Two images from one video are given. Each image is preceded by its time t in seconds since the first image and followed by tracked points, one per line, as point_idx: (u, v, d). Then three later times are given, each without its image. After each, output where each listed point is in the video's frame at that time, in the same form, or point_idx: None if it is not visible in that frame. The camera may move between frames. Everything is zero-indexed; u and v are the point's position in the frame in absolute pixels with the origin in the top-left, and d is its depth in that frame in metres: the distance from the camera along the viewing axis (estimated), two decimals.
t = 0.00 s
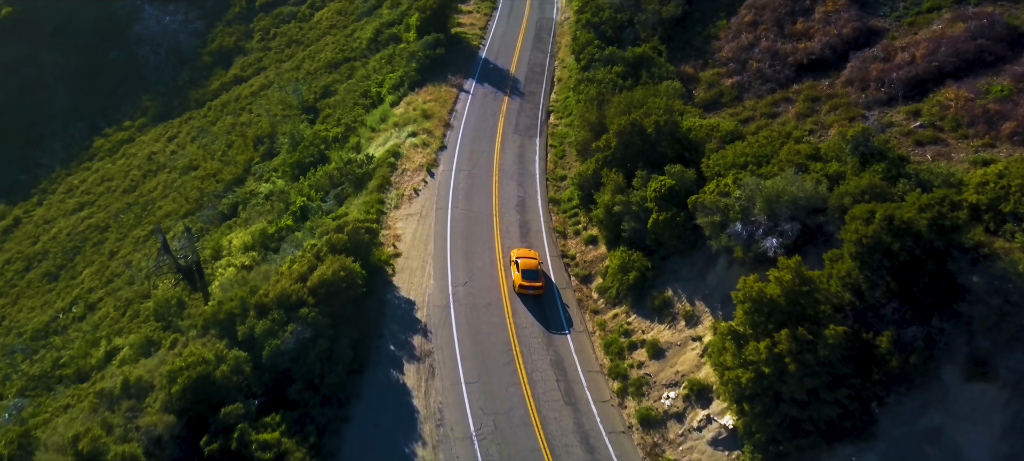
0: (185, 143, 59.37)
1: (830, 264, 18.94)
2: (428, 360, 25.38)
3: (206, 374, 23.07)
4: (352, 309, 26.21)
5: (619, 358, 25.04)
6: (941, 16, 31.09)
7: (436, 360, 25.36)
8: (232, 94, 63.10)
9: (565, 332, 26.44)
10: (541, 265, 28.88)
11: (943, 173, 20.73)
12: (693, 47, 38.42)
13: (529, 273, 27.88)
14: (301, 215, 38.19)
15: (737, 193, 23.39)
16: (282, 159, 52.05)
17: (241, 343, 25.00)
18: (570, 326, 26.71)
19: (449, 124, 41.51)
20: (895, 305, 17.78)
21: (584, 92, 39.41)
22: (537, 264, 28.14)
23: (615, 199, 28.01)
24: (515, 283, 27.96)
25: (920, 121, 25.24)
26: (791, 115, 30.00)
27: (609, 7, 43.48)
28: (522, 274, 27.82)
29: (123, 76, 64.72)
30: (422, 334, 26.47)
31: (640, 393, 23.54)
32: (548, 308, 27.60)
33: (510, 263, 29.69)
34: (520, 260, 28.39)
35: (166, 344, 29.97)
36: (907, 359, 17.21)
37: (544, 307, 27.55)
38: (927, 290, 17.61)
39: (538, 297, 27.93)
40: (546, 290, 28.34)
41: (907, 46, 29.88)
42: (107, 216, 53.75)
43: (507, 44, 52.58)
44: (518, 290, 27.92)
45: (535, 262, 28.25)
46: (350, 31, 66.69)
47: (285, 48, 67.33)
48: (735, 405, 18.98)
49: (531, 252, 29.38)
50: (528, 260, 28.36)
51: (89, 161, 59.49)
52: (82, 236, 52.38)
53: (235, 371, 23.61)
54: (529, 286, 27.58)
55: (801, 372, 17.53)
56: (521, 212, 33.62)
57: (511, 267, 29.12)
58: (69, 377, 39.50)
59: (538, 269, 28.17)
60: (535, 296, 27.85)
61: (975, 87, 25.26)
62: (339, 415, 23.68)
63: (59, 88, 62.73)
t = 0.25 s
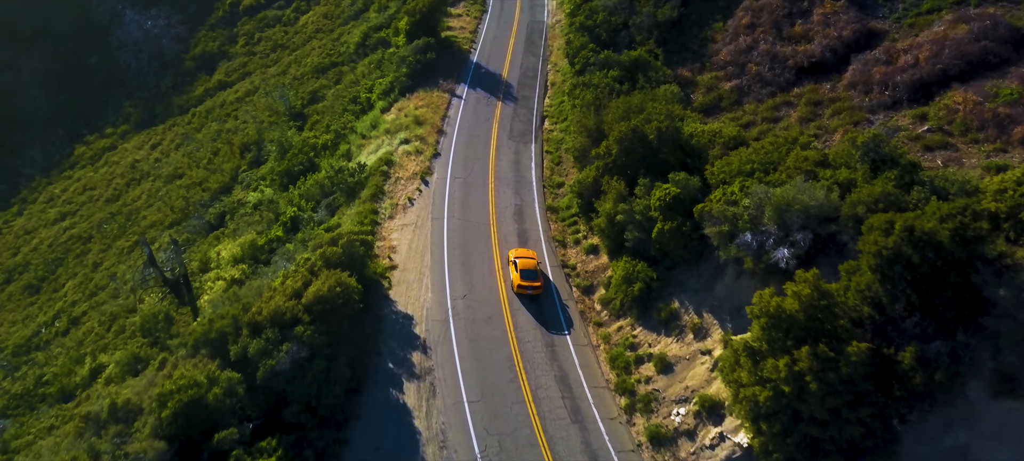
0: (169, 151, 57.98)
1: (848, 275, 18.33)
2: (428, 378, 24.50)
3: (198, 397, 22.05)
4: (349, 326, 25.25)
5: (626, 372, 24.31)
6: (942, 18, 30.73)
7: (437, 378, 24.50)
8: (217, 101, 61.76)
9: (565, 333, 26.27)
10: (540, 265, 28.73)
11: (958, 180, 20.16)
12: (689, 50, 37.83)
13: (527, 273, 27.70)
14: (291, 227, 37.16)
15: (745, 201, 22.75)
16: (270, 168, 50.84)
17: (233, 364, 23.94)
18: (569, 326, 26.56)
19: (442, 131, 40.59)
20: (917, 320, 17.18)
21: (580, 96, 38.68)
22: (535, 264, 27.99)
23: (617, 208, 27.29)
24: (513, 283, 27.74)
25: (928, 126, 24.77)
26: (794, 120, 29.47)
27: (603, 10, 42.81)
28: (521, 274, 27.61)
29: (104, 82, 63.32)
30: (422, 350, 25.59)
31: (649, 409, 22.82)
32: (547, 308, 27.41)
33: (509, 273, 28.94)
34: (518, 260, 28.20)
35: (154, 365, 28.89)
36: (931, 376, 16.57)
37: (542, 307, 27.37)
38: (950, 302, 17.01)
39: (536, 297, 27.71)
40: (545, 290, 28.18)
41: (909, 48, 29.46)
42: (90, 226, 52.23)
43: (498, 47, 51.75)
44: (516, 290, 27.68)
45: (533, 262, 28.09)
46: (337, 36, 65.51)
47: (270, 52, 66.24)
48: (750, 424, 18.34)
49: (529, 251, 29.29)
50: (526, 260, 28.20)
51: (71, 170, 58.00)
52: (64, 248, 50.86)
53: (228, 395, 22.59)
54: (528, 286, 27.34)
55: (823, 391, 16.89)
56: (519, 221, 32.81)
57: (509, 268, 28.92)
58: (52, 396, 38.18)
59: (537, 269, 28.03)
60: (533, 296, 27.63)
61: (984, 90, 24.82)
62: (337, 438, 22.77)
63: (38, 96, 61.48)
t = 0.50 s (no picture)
0: (155, 160, 58.24)
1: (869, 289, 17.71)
2: (431, 398, 23.66)
3: (192, 423, 21.13)
4: (348, 344, 24.32)
5: (635, 389, 23.59)
6: (946, 20, 30.33)
7: (440, 398, 23.64)
8: (204, 107, 62.37)
9: (565, 333, 26.10)
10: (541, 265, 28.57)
11: (977, 188, 19.58)
12: (689, 53, 37.25)
13: (528, 274, 27.51)
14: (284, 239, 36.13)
15: (756, 212, 22.11)
16: (260, 176, 49.77)
17: (228, 386, 22.91)
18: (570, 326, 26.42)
19: (437, 138, 39.72)
20: (943, 336, 16.61)
21: (579, 102, 37.93)
22: (535, 264, 27.84)
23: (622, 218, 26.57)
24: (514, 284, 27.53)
25: (940, 131, 24.26)
26: (799, 126, 28.93)
27: (599, 13, 42.16)
28: (521, 274, 27.41)
29: (88, 88, 64.80)
30: (423, 368, 24.72)
31: (661, 427, 22.08)
32: (547, 308, 27.23)
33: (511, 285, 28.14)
34: (518, 261, 28.02)
35: (145, 385, 28.06)
36: (960, 395, 15.94)
37: (542, 308, 27.18)
38: (978, 318, 16.48)
39: (537, 297, 27.53)
40: (545, 290, 28.00)
41: (915, 51, 28.98)
42: (75, 237, 52.03)
43: (492, 52, 50.97)
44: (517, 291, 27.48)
45: (533, 263, 27.91)
46: (325, 41, 65.40)
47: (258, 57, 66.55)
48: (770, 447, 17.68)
49: (529, 252, 29.19)
50: (527, 260, 28.03)
51: (54, 178, 59.11)
52: (48, 260, 50.69)
53: (223, 419, 21.62)
54: (529, 286, 27.14)
55: (849, 412, 16.26)
56: (519, 231, 32.01)
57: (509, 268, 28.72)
58: (38, 415, 37.18)
59: (537, 270, 27.85)
60: (533, 296, 27.44)
61: (997, 95, 24.37)
62: None
63: (24, 103, 63.20)
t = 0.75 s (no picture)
0: (142, 168, 58.30)
1: (894, 304, 17.01)
2: (435, 419, 22.81)
3: (186, 451, 20.12)
4: (347, 364, 23.35)
5: (646, 406, 22.86)
6: (952, 23, 29.93)
7: (445, 419, 22.81)
8: (191, 113, 62.67)
9: (566, 334, 25.92)
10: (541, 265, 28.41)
11: (999, 197, 19.01)
12: (688, 58, 36.72)
13: (529, 274, 27.31)
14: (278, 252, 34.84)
15: (770, 222, 21.48)
16: (250, 185, 48.53)
17: (223, 411, 21.85)
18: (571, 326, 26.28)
19: (433, 145, 38.83)
20: (973, 354, 16.00)
21: (578, 108, 37.16)
22: (536, 264, 27.65)
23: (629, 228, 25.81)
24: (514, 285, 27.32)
25: (953, 138, 23.75)
26: (806, 131, 28.36)
27: (596, 16, 41.49)
28: (522, 275, 27.21)
29: (71, 93, 64.45)
30: (426, 388, 23.86)
31: (674, 448, 21.34)
32: (548, 310, 27.02)
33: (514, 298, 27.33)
34: (518, 261, 27.84)
35: (136, 407, 27.20)
36: (993, 416, 15.31)
37: (543, 309, 26.97)
38: (1011, 336, 15.76)
39: (537, 298, 27.32)
40: (545, 291, 27.80)
41: (922, 55, 28.49)
42: (59, 248, 52.08)
43: (486, 56, 50.17)
44: (517, 292, 27.28)
45: (534, 263, 27.71)
46: (314, 45, 65.54)
47: (246, 62, 66.73)
48: None
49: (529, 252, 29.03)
50: (527, 261, 27.84)
51: (38, 186, 58.90)
52: (32, 271, 50.79)
53: (219, 446, 20.67)
54: (530, 287, 26.95)
55: (880, 436, 15.63)
56: (520, 242, 31.21)
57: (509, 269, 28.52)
58: (22, 435, 35.98)
59: (538, 271, 27.67)
60: (534, 297, 27.23)
61: (1010, 100, 23.92)
62: None
63: (4, 109, 62.43)
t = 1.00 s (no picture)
0: (129, 176, 58.24)
1: (922, 321, 16.49)
2: (441, 442, 21.99)
3: None
4: (348, 385, 22.44)
5: (658, 425, 22.12)
6: (958, 26, 29.49)
7: (450, 442, 21.99)
8: (179, 120, 63.05)
9: (567, 335, 25.71)
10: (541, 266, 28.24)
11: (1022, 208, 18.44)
12: (688, 62, 36.16)
13: (529, 275, 27.12)
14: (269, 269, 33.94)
15: (784, 233, 20.82)
16: (241, 195, 47.40)
17: (220, 437, 21.15)
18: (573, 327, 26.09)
19: (429, 153, 37.95)
20: (1007, 373, 15.43)
21: (577, 114, 36.39)
22: (536, 265, 27.45)
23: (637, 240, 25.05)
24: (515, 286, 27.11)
25: (968, 144, 23.24)
26: (814, 138, 27.79)
27: (594, 20, 40.79)
28: (522, 276, 27.01)
29: (57, 101, 65.72)
30: (430, 409, 23.00)
31: None
32: (549, 311, 26.78)
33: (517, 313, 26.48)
34: (518, 261, 27.65)
35: (127, 431, 26.35)
36: None
37: (544, 311, 26.74)
38: None
39: (538, 299, 27.09)
40: (546, 293, 27.59)
41: (930, 58, 27.99)
42: (44, 259, 52.09)
43: (481, 61, 49.35)
44: (518, 293, 27.06)
45: (535, 264, 27.50)
46: (303, 50, 66.03)
47: (233, 68, 67.20)
48: None
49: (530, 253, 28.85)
50: (528, 261, 27.65)
51: (21, 196, 59.97)
52: (17, 284, 50.93)
53: None
54: (530, 288, 26.74)
55: None
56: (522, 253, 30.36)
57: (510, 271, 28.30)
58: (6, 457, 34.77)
59: (538, 271, 27.47)
60: (535, 298, 27.01)
61: None
62: None
63: None
